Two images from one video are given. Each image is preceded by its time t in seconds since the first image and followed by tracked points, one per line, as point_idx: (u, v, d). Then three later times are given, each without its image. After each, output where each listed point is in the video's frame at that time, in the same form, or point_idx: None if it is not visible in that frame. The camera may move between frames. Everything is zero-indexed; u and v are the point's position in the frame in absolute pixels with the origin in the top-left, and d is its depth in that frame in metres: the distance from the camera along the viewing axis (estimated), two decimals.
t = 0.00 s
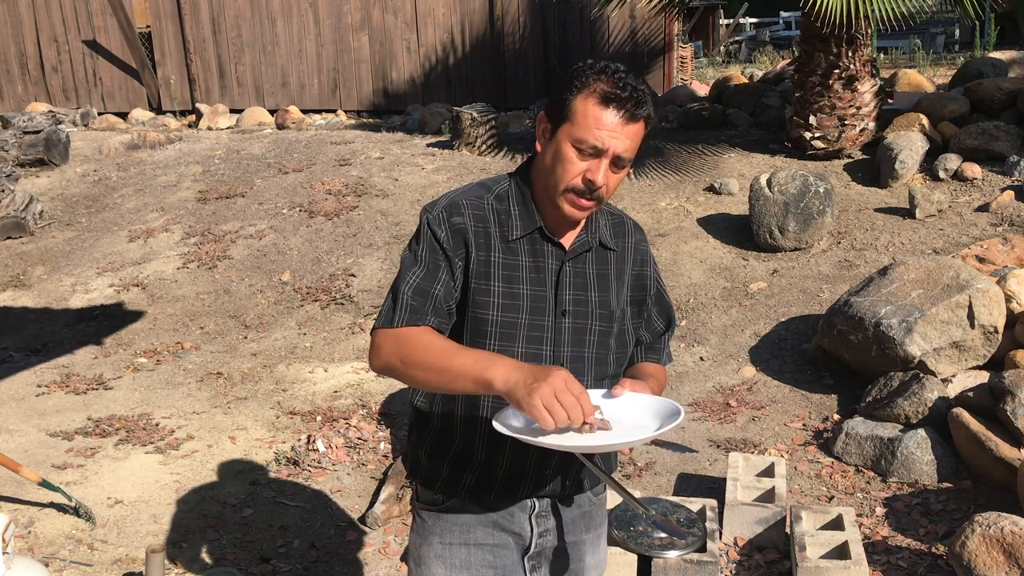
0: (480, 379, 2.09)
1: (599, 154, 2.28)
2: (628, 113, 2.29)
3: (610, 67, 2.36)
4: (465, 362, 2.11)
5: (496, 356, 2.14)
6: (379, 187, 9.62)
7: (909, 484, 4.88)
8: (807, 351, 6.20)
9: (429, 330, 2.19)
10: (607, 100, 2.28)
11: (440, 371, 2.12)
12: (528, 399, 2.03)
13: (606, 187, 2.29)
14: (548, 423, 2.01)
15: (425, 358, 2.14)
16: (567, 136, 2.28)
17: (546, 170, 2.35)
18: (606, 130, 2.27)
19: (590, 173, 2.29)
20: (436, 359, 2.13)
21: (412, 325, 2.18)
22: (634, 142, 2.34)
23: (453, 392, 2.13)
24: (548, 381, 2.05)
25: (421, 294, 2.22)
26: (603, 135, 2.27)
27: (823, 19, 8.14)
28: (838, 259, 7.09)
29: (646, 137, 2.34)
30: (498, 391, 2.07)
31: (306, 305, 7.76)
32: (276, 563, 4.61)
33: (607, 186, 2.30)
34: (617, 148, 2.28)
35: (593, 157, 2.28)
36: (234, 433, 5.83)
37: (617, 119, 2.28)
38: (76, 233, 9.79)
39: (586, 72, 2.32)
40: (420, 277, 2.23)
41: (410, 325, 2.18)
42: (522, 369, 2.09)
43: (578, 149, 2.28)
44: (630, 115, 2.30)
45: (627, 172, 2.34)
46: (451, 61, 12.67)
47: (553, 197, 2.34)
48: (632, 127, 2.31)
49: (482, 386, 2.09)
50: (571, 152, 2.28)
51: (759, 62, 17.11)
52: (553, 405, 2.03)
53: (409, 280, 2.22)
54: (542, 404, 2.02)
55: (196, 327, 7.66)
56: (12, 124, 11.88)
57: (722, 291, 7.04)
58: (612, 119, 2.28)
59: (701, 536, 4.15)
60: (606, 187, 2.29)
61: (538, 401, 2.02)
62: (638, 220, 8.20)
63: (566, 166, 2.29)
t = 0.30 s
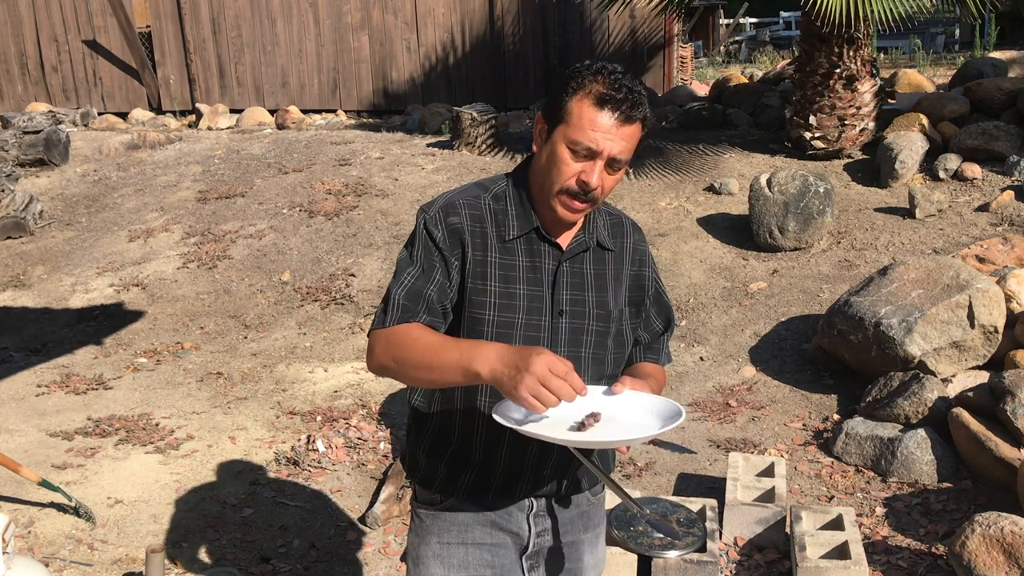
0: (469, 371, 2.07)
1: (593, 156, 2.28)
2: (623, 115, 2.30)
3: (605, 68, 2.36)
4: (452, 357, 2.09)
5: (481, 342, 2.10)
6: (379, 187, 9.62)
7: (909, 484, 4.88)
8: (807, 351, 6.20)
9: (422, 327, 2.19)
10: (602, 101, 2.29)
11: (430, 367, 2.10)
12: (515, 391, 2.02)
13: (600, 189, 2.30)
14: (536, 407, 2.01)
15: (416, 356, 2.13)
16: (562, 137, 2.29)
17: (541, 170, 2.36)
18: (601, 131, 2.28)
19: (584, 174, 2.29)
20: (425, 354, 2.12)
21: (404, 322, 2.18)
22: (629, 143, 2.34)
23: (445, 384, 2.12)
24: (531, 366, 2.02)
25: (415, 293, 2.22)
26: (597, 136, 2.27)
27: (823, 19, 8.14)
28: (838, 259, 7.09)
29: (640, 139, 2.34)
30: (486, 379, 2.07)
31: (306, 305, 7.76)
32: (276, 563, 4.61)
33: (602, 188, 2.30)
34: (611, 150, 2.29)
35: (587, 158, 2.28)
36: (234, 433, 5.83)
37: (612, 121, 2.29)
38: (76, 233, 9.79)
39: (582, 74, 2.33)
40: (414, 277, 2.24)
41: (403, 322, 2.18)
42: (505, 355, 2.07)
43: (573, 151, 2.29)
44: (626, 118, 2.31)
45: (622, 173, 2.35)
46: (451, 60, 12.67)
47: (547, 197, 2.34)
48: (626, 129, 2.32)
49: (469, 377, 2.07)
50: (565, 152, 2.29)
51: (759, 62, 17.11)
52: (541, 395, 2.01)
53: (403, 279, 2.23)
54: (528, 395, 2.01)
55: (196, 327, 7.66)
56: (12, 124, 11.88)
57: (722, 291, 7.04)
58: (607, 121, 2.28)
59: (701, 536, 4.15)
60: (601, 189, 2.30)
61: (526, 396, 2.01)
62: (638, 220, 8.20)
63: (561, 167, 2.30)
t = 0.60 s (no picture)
0: (454, 333, 2.05)
1: (581, 138, 2.31)
2: (610, 97, 2.33)
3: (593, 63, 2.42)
4: (436, 330, 2.07)
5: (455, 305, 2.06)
6: (379, 187, 9.62)
7: (908, 484, 4.88)
8: (807, 351, 6.20)
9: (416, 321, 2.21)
10: (588, 87, 2.33)
11: (420, 346, 2.09)
12: (507, 329, 1.99)
13: (590, 171, 2.31)
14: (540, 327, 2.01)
15: (404, 339, 2.12)
16: (550, 124, 2.34)
17: (533, 160, 2.39)
18: (587, 112, 2.31)
19: (573, 157, 2.31)
20: (412, 332, 2.11)
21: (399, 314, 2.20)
22: (619, 129, 2.36)
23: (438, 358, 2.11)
24: (507, 300, 1.96)
25: (408, 291, 2.24)
26: (583, 117, 2.31)
27: (823, 19, 8.14)
28: (838, 259, 7.09)
29: (630, 123, 2.36)
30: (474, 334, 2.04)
31: (306, 305, 7.77)
32: (276, 563, 4.61)
33: (592, 170, 2.31)
34: (599, 131, 2.31)
35: (575, 141, 2.31)
36: (234, 433, 5.84)
37: (598, 103, 2.32)
38: (76, 233, 9.79)
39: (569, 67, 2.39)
40: (408, 276, 2.26)
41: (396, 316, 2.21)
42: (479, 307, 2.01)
43: (561, 135, 2.32)
44: (613, 102, 2.34)
45: (614, 158, 2.36)
46: (451, 60, 12.67)
47: (539, 184, 2.36)
48: (615, 112, 2.34)
49: (458, 337, 2.05)
50: (554, 137, 2.33)
51: (759, 62, 17.12)
52: (533, 316, 1.99)
53: (399, 279, 2.26)
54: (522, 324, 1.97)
55: (196, 327, 7.66)
56: (12, 124, 11.88)
57: (722, 291, 7.04)
58: (592, 105, 2.32)
59: (701, 536, 4.15)
60: (591, 172, 2.31)
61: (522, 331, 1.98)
62: (638, 220, 8.20)
63: (550, 154, 2.33)
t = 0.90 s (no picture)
0: (440, 315, 2.03)
1: (567, 124, 2.34)
2: (593, 84, 2.38)
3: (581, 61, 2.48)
4: (426, 321, 2.06)
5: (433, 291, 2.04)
6: (379, 187, 9.62)
7: (909, 484, 4.88)
8: (807, 351, 6.20)
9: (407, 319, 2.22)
10: (570, 76, 2.37)
11: (413, 343, 2.09)
12: (482, 297, 1.95)
13: (577, 156, 2.31)
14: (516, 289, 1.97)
15: (393, 332, 2.12)
16: (537, 115, 2.38)
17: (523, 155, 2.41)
18: (570, 99, 2.35)
19: (561, 144, 2.33)
20: (400, 322, 2.11)
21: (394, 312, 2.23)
22: (605, 119, 2.38)
23: (435, 346, 2.10)
24: (474, 268, 1.94)
25: (400, 291, 2.25)
26: (566, 103, 2.34)
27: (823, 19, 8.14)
28: (838, 259, 7.09)
29: (615, 110, 2.39)
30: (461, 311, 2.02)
31: (306, 305, 7.77)
32: (276, 563, 4.61)
33: (580, 155, 2.31)
34: (584, 116, 2.34)
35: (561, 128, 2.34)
36: (234, 433, 5.84)
37: (581, 90, 2.36)
38: (76, 233, 9.79)
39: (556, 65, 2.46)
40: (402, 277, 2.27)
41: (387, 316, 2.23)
42: (455, 281, 1.99)
43: (548, 123, 2.35)
44: (596, 89, 2.37)
45: (602, 144, 2.37)
46: (451, 60, 12.67)
47: (530, 177, 2.37)
48: (599, 99, 2.37)
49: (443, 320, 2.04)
50: (540, 126, 2.36)
51: (759, 62, 17.12)
52: (502, 277, 1.95)
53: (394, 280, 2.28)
54: (495, 287, 1.95)
55: (196, 327, 7.66)
56: (12, 124, 11.89)
57: (722, 291, 7.04)
58: (576, 92, 2.36)
59: (701, 536, 4.15)
60: (579, 156, 2.31)
61: (496, 298, 1.96)
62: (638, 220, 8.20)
63: (538, 143, 2.35)
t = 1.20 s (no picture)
0: (445, 341, 2.05)
1: (577, 162, 2.27)
2: (607, 118, 2.27)
3: (589, 71, 2.35)
4: (429, 332, 2.08)
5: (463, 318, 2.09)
6: (379, 187, 9.62)
7: (909, 484, 4.88)
8: (807, 351, 6.20)
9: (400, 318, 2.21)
10: (584, 108, 2.26)
11: (406, 348, 2.10)
12: (493, 351, 1.98)
13: (586, 195, 2.28)
14: (521, 376, 1.95)
15: (393, 339, 2.13)
16: (546, 142, 2.28)
17: (527, 173, 2.35)
18: (583, 136, 2.25)
19: (569, 179, 2.28)
20: (403, 334, 2.12)
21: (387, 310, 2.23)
22: (614, 149, 2.31)
23: (425, 368, 2.11)
24: (513, 337, 1.99)
25: (391, 289, 2.25)
26: (579, 140, 2.25)
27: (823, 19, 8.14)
28: (838, 259, 7.09)
29: (625, 142, 2.31)
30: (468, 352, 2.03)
31: (306, 305, 7.76)
32: (276, 563, 4.61)
33: (587, 194, 2.28)
34: (595, 154, 2.26)
35: (570, 165, 2.27)
36: (234, 433, 5.84)
37: (595, 125, 2.26)
38: (76, 233, 9.79)
39: (564, 79, 2.32)
40: (393, 275, 2.27)
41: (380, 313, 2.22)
42: (485, 325, 2.04)
43: (557, 156, 2.27)
44: (609, 123, 2.28)
45: (608, 177, 2.33)
46: (451, 60, 12.67)
47: (535, 201, 2.34)
48: (610, 133, 2.29)
49: (447, 345, 2.06)
50: (548, 157, 2.28)
51: (760, 62, 17.13)
52: (527, 362, 1.96)
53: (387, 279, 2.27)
54: (513, 354, 1.96)
55: (196, 327, 7.66)
56: (12, 124, 11.89)
57: (722, 291, 7.04)
58: (588, 126, 2.26)
59: (701, 536, 4.15)
60: (586, 196, 2.28)
61: (500, 358, 1.96)
62: (638, 221, 8.20)
63: (546, 174, 2.29)
